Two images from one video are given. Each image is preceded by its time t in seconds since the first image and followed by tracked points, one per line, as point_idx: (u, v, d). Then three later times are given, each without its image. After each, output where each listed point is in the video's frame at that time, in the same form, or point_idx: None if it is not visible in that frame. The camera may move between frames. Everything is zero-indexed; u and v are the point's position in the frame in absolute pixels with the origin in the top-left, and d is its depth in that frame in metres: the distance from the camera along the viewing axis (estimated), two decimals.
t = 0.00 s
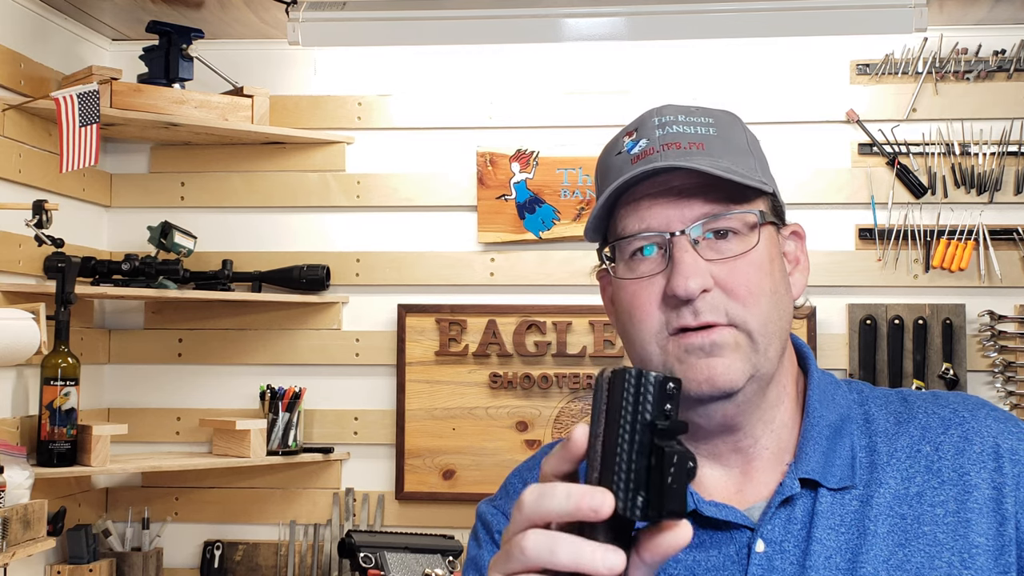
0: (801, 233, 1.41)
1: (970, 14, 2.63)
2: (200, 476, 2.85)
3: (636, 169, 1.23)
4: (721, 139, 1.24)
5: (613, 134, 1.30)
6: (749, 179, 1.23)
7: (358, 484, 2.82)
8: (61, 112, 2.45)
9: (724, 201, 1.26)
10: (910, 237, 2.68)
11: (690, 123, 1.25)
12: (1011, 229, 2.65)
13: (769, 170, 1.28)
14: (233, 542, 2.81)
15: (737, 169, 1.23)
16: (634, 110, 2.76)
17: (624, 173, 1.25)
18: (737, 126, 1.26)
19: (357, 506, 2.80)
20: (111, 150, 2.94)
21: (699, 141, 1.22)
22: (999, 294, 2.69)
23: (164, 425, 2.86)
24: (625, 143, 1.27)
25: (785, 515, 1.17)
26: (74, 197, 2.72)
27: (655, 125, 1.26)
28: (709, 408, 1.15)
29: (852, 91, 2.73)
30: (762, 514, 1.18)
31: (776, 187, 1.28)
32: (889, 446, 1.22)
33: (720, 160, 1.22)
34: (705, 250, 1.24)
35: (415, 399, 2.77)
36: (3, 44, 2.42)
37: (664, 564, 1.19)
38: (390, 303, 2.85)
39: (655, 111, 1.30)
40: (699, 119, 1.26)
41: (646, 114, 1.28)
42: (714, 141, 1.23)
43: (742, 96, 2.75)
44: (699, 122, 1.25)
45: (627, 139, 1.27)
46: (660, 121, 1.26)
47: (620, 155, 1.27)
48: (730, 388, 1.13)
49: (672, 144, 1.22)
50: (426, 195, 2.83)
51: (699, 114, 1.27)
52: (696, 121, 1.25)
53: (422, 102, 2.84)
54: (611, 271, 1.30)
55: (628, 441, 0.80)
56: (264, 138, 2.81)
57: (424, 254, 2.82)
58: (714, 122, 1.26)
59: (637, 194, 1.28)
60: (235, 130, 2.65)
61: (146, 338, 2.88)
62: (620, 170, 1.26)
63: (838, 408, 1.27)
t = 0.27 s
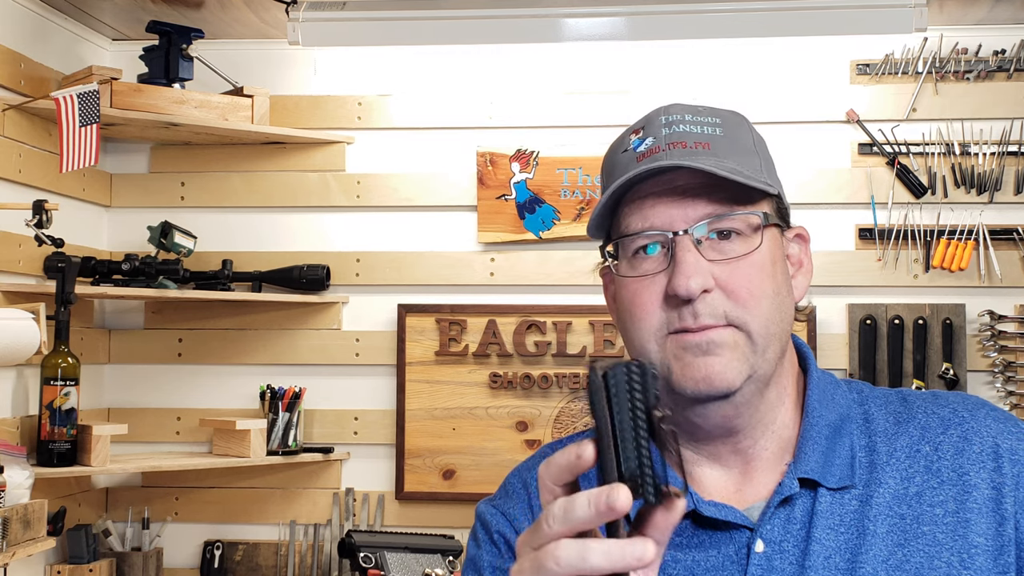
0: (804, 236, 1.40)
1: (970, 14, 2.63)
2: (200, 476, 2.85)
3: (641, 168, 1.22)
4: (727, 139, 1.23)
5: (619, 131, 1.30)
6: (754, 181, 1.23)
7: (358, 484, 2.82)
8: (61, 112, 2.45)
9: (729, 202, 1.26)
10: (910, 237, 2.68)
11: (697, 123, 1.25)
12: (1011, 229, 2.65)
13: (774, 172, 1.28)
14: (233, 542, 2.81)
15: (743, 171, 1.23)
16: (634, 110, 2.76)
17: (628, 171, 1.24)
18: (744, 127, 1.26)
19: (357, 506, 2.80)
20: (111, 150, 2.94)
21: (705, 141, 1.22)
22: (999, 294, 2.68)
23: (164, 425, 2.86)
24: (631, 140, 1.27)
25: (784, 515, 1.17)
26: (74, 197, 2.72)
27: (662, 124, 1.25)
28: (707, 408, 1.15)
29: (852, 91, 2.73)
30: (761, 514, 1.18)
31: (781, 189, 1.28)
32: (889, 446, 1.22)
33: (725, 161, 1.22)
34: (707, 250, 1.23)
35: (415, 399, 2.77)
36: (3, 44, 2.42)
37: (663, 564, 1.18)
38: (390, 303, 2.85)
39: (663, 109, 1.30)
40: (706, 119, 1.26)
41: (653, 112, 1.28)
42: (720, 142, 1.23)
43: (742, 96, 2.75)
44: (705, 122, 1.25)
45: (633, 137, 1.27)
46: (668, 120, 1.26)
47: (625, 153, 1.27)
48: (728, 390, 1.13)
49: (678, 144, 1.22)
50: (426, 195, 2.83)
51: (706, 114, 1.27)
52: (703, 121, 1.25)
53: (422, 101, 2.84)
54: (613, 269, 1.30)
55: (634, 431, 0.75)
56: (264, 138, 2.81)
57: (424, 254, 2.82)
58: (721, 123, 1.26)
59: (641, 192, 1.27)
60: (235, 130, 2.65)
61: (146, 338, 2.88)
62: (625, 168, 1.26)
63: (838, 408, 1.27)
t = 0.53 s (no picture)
0: (811, 240, 1.39)
1: (970, 14, 2.63)
2: (200, 476, 2.85)
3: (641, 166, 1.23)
4: (729, 139, 1.23)
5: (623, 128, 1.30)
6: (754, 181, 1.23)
7: (358, 484, 2.82)
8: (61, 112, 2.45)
9: (725, 201, 1.26)
10: (910, 237, 2.68)
11: (700, 122, 1.25)
12: (1011, 229, 2.65)
13: (777, 173, 1.28)
14: (233, 542, 2.81)
15: (742, 171, 1.22)
16: (635, 110, 2.76)
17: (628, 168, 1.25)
18: (748, 128, 1.25)
19: (357, 506, 2.80)
20: (111, 150, 2.94)
21: (706, 140, 1.22)
22: (999, 294, 2.68)
23: (164, 425, 2.86)
24: (635, 137, 1.27)
25: (784, 514, 1.17)
26: (74, 197, 2.72)
27: (665, 123, 1.26)
28: (695, 405, 1.17)
29: (852, 91, 2.73)
30: (761, 512, 1.18)
31: (784, 191, 1.28)
32: (889, 446, 1.22)
33: (725, 161, 1.21)
34: (703, 250, 1.24)
35: (415, 399, 2.77)
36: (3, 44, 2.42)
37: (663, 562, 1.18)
38: (390, 303, 2.85)
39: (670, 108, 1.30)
40: (711, 119, 1.26)
41: (659, 111, 1.28)
42: (722, 141, 1.23)
43: (742, 96, 2.75)
44: (709, 122, 1.25)
45: (637, 134, 1.27)
46: (672, 119, 1.26)
47: (628, 150, 1.27)
48: (716, 387, 1.15)
49: (679, 142, 1.22)
50: (426, 195, 2.83)
51: (711, 113, 1.27)
52: (707, 120, 1.25)
53: (422, 101, 2.84)
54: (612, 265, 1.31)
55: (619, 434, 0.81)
56: (264, 138, 2.81)
57: (424, 254, 2.82)
58: (726, 123, 1.25)
59: (642, 189, 1.28)
60: (235, 130, 2.65)
61: (146, 338, 2.88)
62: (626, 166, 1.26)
63: (838, 407, 1.27)
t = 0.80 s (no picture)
0: (811, 240, 1.38)
1: (970, 14, 2.63)
2: (200, 476, 2.85)
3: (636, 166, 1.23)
4: (726, 139, 1.23)
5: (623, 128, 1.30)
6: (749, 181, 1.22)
7: (358, 484, 2.82)
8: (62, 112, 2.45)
9: (720, 200, 1.25)
10: (910, 237, 2.68)
11: (698, 122, 1.25)
12: (1011, 229, 2.65)
13: (776, 173, 1.27)
14: (233, 542, 2.81)
15: (737, 170, 1.22)
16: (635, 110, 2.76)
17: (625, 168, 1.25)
18: (747, 128, 1.25)
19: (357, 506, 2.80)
20: (111, 150, 2.94)
21: (702, 140, 1.22)
22: (999, 294, 2.68)
23: (164, 425, 2.86)
24: (634, 138, 1.28)
25: (784, 513, 1.17)
26: (74, 197, 2.72)
27: (663, 123, 1.26)
28: (688, 406, 1.17)
29: (852, 91, 2.73)
30: (761, 511, 1.18)
31: (781, 191, 1.27)
32: (889, 445, 1.22)
33: (720, 160, 1.21)
34: (698, 249, 1.24)
35: (415, 399, 2.77)
36: (3, 44, 2.42)
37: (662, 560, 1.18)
38: (390, 303, 2.85)
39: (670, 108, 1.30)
40: (709, 119, 1.25)
41: (659, 111, 1.29)
42: (719, 141, 1.23)
43: (742, 96, 2.75)
44: (707, 121, 1.25)
45: (637, 134, 1.28)
46: (670, 119, 1.26)
47: (627, 150, 1.28)
48: (709, 388, 1.15)
49: (674, 142, 1.22)
50: (426, 195, 2.83)
51: (710, 113, 1.26)
52: (706, 120, 1.25)
53: (422, 101, 2.84)
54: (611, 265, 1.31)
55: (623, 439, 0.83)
56: (264, 138, 2.81)
57: (424, 254, 2.82)
58: (724, 123, 1.25)
59: (639, 189, 1.28)
60: (235, 130, 2.65)
61: (146, 338, 2.88)
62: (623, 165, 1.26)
63: (839, 407, 1.27)
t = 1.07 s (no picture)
0: (810, 240, 1.38)
1: (970, 14, 2.63)
2: (200, 476, 2.85)
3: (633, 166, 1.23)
4: (723, 139, 1.23)
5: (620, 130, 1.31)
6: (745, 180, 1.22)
7: (358, 484, 2.82)
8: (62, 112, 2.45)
9: (717, 200, 1.25)
10: (910, 237, 2.68)
11: (695, 122, 1.25)
12: (1011, 229, 2.65)
13: (774, 172, 1.27)
14: (233, 542, 2.81)
15: (734, 169, 1.22)
16: (635, 110, 2.76)
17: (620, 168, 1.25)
18: (744, 128, 1.25)
19: (357, 506, 2.80)
20: (111, 150, 2.94)
21: (699, 140, 1.22)
22: (999, 294, 2.68)
23: (164, 425, 2.86)
24: (632, 139, 1.28)
25: (783, 512, 1.17)
26: (74, 197, 2.72)
27: (661, 124, 1.26)
28: (685, 405, 1.17)
29: (852, 91, 2.73)
30: (760, 510, 1.18)
31: (778, 191, 1.27)
32: (890, 445, 1.22)
33: (716, 160, 1.21)
34: (695, 250, 1.23)
35: (415, 400, 2.77)
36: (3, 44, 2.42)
37: (661, 558, 1.18)
38: (390, 303, 2.85)
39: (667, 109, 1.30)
40: (706, 119, 1.26)
41: (656, 112, 1.29)
42: (716, 142, 1.23)
43: (742, 96, 2.75)
44: (705, 121, 1.25)
45: (635, 135, 1.28)
46: (666, 120, 1.26)
47: (625, 151, 1.28)
48: (708, 388, 1.15)
49: (671, 142, 1.22)
50: (426, 195, 2.83)
51: (707, 113, 1.27)
52: (703, 121, 1.25)
53: (422, 102, 2.84)
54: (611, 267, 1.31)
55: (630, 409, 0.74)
56: (264, 138, 2.81)
57: (424, 254, 2.82)
58: (721, 123, 1.25)
59: (636, 190, 1.28)
60: (235, 130, 2.65)
61: (146, 338, 2.88)
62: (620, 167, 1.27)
63: (839, 406, 1.27)
